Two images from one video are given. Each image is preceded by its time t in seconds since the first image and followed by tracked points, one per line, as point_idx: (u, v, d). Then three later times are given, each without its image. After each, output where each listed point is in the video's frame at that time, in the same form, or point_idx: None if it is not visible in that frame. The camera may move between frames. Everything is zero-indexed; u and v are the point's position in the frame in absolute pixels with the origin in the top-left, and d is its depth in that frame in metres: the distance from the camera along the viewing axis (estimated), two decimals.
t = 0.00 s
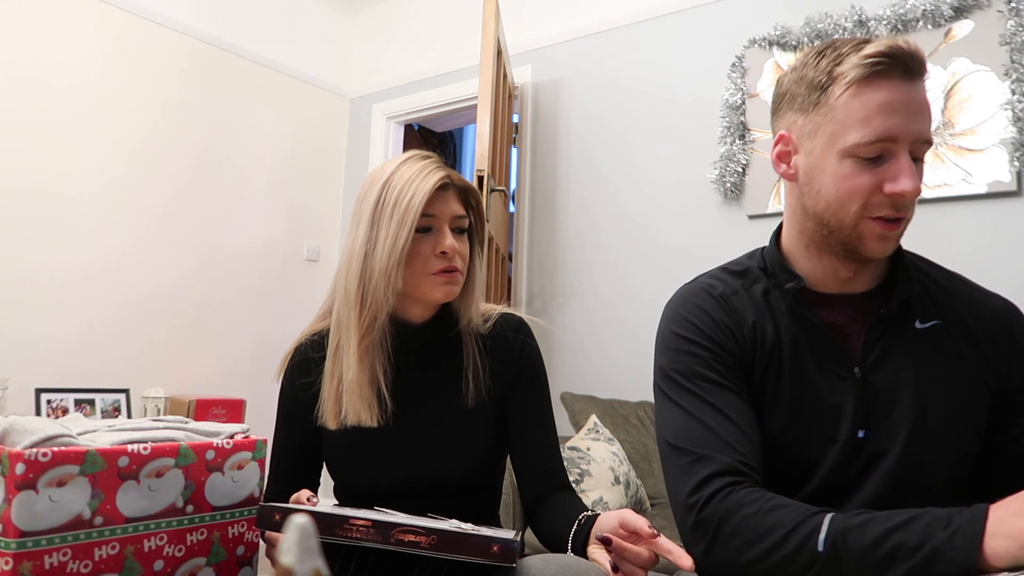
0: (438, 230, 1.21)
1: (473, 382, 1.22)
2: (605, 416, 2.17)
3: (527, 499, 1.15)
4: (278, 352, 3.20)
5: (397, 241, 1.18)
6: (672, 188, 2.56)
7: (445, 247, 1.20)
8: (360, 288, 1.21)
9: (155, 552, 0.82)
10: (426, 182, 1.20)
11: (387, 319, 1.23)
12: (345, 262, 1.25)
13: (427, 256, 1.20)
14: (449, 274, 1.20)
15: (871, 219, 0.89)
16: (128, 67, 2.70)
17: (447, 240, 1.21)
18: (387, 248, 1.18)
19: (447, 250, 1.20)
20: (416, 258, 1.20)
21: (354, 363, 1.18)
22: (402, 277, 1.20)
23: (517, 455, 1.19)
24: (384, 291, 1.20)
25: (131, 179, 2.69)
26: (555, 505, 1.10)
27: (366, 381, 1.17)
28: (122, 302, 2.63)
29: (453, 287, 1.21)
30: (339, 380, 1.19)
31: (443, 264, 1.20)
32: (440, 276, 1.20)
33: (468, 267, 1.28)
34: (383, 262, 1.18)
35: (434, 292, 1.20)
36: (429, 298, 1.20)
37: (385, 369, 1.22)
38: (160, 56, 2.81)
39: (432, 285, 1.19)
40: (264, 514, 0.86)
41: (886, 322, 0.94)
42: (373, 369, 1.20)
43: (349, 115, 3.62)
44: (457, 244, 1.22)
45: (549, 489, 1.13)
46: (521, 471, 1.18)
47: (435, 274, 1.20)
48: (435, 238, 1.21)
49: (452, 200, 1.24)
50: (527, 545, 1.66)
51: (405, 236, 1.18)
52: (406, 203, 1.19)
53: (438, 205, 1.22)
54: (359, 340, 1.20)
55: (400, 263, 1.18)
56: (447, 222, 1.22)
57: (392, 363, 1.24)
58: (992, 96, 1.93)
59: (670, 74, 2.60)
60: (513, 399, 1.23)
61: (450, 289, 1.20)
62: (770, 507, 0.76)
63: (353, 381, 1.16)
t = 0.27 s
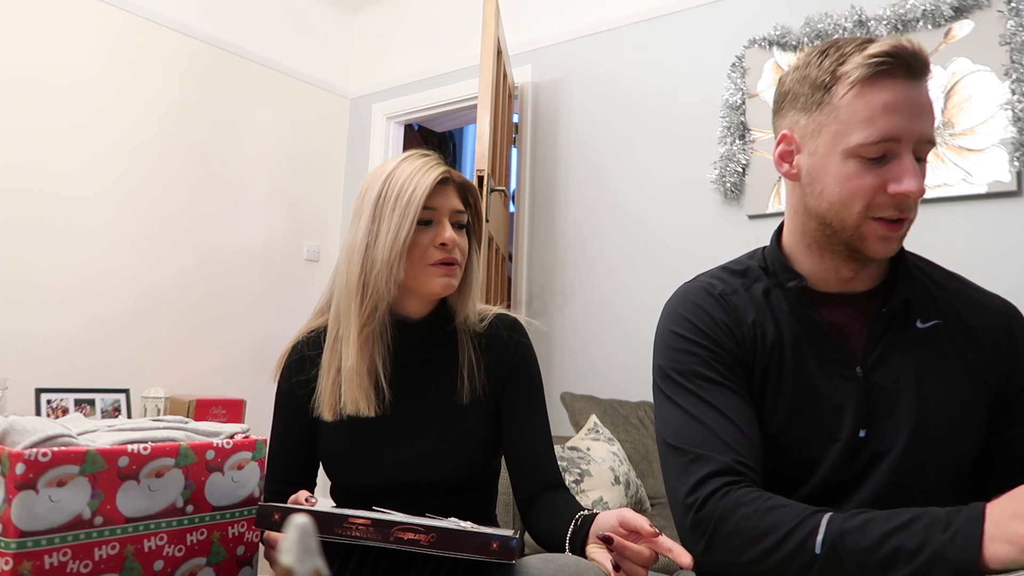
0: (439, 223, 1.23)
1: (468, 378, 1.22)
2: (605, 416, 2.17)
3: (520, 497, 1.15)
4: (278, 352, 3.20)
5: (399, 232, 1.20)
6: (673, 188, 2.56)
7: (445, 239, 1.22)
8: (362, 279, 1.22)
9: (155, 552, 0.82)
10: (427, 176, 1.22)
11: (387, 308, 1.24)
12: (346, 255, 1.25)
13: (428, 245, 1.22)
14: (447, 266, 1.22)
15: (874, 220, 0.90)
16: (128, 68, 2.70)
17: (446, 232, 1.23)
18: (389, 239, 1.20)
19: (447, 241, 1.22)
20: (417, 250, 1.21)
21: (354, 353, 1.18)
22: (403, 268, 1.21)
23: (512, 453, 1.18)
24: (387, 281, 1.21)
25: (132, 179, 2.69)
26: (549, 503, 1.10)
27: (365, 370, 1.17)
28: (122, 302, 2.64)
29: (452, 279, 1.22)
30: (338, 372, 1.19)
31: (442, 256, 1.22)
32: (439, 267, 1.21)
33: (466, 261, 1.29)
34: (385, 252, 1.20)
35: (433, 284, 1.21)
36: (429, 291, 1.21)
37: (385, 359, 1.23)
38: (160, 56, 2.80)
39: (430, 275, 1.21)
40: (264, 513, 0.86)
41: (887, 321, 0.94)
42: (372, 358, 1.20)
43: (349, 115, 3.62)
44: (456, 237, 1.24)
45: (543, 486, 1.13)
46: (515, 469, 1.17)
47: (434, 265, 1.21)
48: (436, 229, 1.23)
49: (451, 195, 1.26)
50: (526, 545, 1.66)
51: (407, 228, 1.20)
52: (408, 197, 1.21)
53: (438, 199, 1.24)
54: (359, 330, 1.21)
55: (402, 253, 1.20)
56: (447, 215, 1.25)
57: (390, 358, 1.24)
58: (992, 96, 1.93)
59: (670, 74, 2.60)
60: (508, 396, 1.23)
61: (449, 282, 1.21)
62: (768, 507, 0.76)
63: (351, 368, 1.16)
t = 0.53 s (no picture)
0: (446, 219, 1.25)
1: (469, 374, 1.22)
2: (605, 416, 2.17)
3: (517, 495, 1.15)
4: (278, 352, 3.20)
5: (409, 227, 1.20)
6: (673, 188, 2.56)
7: (453, 235, 1.24)
8: (372, 270, 1.22)
9: (155, 552, 0.82)
10: (436, 175, 1.24)
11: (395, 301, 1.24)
12: (354, 251, 1.26)
13: (437, 240, 1.23)
14: (454, 261, 1.23)
15: (875, 221, 0.90)
16: (128, 68, 2.70)
17: (454, 228, 1.24)
18: (400, 233, 1.21)
19: (455, 237, 1.23)
20: (426, 247, 1.22)
21: (364, 343, 1.19)
22: (413, 261, 1.21)
23: (510, 453, 1.18)
24: (396, 276, 1.21)
25: (132, 179, 2.69)
26: (547, 502, 1.10)
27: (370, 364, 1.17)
28: (121, 302, 2.63)
29: (458, 275, 1.23)
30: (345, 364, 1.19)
31: (449, 252, 1.23)
32: (445, 263, 1.22)
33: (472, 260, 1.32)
34: (395, 246, 1.20)
35: (439, 280, 1.21)
36: (434, 286, 1.22)
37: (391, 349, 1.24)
38: (160, 56, 2.80)
39: (437, 271, 1.22)
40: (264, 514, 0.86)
41: (888, 321, 0.94)
42: (379, 348, 1.21)
43: (349, 115, 3.62)
44: (463, 234, 1.25)
45: (542, 484, 1.13)
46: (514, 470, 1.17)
47: (440, 260, 1.22)
48: (444, 225, 1.24)
49: (459, 193, 1.28)
50: (526, 546, 1.65)
51: (417, 223, 1.20)
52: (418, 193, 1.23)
53: (447, 196, 1.26)
54: (368, 321, 1.21)
55: (412, 247, 1.21)
56: (455, 212, 1.26)
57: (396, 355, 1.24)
58: (992, 96, 1.93)
59: (670, 74, 2.60)
60: (507, 395, 1.23)
61: (454, 278, 1.22)
62: (757, 510, 0.76)
63: (359, 358, 1.16)
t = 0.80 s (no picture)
0: (459, 218, 1.25)
1: (475, 374, 1.23)
2: (605, 416, 2.17)
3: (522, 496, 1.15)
4: (278, 352, 3.20)
5: (422, 225, 1.20)
6: (673, 188, 2.56)
7: (464, 234, 1.24)
8: (384, 269, 1.21)
9: (155, 552, 0.82)
10: (449, 175, 1.24)
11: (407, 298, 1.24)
12: (366, 247, 1.26)
13: (449, 240, 1.23)
14: (465, 260, 1.23)
15: (878, 225, 0.90)
16: (127, 67, 2.70)
17: (466, 228, 1.25)
18: (413, 231, 1.21)
19: (467, 236, 1.23)
20: (438, 246, 1.22)
21: (376, 339, 1.19)
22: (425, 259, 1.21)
23: (514, 454, 1.18)
24: (408, 274, 1.21)
25: (132, 179, 2.69)
26: (549, 502, 1.10)
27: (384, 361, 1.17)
28: (121, 302, 2.63)
29: (468, 274, 1.23)
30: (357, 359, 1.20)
31: (461, 251, 1.23)
32: (456, 261, 1.22)
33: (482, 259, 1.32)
34: (408, 243, 1.20)
35: (450, 276, 1.22)
36: (445, 284, 1.22)
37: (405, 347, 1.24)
38: (160, 56, 2.80)
39: (447, 269, 1.22)
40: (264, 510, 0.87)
41: (888, 322, 0.94)
42: (392, 345, 1.21)
43: (349, 115, 3.62)
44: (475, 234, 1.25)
45: (544, 485, 1.13)
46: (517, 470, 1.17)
47: (451, 258, 1.22)
48: (456, 225, 1.25)
49: (471, 193, 1.28)
50: (526, 546, 1.66)
51: (430, 222, 1.20)
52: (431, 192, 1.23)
53: (460, 196, 1.26)
54: (380, 319, 1.21)
55: (425, 246, 1.21)
56: (467, 212, 1.27)
57: (409, 355, 1.24)
58: (992, 96, 1.93)
59: (670, 74, 2.60)
60: (511, 395, 1.23)
61: (464, 276, 1.22)
62: (718, 521, 0.80)
63: (374, 354, 1.17)
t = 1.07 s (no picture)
0: (465, 220, 1.25)
1: (478, 375, 1.23)
2: (605, 416, 2.17)
3: (523, 496, 1.15)
4: (278, 352, 3.20)
5: (429, 226, 1.21)
6: (673, 188, 2.56)
7: (470, 235, 1.24)
8: (390, 269, 1.22)
9: (155, 552, 0.82)
10: (456, 176, 1.24)
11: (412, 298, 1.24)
12: (372, 247, 1.26)
13: (455, 240, 1.23)
14: (470, 261, 1.23)
15: (868, 222, 0.89)
16: (127, 67, 2.70)
17: (471, 229, 1.25)
18: (419, 232, 1.21)
19: (472, 237, 1.23)
20: (444, 247, 1.23)
21: (381, 341, 1.19)
22: (431, 259, 1.21)
23: (515, 455, 1.18)
24: (414, 275, 1.21)
25: (131, 179, 2.69)
26: (552, 503, 1.10)
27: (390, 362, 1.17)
28: (121, 302, 2.63)
29: (473, 275, 1.23)
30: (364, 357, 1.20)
31: (467, 251, 1.23)
32: (462, 261, 1.22)
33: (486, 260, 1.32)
34: (415, 243, 1.20)
35: (455, 277, 1.22)
36: (448, 284, 1.22)
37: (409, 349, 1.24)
38: (160, 55, 2.80)
39: (453, 270, 1.22)
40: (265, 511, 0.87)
41: (886, 321, 0.94)
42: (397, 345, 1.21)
43: (349, 115, 3.62)
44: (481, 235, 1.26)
45: (543, 486, 1.13)
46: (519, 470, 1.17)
47: (457, 259, 1.22)
48: (461, 226, 1.25)
49: (478, 195, 1.29)
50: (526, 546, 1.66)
51: (436, 223, 1.21)
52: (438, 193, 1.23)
53: (467, 197, 1.27)
54: (385, 319, 1.21)
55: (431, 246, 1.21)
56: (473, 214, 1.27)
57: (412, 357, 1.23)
58: (992, 96, 1.93)
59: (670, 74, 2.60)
60: (513, 397, 1.23)
61: (469, 275, 1.22)
62: (717, 505, 0.78)
63: (380, 354, 1.17)
